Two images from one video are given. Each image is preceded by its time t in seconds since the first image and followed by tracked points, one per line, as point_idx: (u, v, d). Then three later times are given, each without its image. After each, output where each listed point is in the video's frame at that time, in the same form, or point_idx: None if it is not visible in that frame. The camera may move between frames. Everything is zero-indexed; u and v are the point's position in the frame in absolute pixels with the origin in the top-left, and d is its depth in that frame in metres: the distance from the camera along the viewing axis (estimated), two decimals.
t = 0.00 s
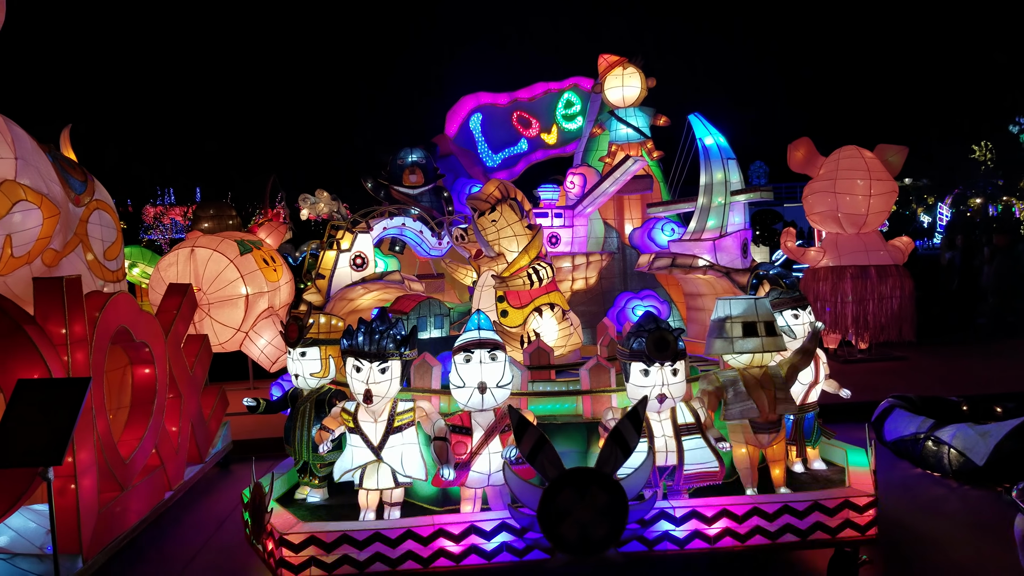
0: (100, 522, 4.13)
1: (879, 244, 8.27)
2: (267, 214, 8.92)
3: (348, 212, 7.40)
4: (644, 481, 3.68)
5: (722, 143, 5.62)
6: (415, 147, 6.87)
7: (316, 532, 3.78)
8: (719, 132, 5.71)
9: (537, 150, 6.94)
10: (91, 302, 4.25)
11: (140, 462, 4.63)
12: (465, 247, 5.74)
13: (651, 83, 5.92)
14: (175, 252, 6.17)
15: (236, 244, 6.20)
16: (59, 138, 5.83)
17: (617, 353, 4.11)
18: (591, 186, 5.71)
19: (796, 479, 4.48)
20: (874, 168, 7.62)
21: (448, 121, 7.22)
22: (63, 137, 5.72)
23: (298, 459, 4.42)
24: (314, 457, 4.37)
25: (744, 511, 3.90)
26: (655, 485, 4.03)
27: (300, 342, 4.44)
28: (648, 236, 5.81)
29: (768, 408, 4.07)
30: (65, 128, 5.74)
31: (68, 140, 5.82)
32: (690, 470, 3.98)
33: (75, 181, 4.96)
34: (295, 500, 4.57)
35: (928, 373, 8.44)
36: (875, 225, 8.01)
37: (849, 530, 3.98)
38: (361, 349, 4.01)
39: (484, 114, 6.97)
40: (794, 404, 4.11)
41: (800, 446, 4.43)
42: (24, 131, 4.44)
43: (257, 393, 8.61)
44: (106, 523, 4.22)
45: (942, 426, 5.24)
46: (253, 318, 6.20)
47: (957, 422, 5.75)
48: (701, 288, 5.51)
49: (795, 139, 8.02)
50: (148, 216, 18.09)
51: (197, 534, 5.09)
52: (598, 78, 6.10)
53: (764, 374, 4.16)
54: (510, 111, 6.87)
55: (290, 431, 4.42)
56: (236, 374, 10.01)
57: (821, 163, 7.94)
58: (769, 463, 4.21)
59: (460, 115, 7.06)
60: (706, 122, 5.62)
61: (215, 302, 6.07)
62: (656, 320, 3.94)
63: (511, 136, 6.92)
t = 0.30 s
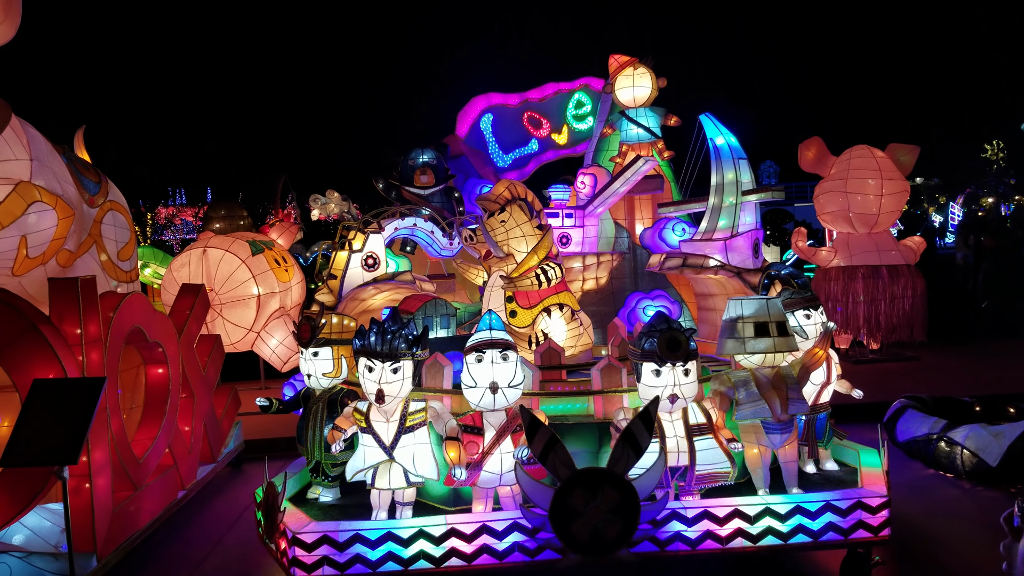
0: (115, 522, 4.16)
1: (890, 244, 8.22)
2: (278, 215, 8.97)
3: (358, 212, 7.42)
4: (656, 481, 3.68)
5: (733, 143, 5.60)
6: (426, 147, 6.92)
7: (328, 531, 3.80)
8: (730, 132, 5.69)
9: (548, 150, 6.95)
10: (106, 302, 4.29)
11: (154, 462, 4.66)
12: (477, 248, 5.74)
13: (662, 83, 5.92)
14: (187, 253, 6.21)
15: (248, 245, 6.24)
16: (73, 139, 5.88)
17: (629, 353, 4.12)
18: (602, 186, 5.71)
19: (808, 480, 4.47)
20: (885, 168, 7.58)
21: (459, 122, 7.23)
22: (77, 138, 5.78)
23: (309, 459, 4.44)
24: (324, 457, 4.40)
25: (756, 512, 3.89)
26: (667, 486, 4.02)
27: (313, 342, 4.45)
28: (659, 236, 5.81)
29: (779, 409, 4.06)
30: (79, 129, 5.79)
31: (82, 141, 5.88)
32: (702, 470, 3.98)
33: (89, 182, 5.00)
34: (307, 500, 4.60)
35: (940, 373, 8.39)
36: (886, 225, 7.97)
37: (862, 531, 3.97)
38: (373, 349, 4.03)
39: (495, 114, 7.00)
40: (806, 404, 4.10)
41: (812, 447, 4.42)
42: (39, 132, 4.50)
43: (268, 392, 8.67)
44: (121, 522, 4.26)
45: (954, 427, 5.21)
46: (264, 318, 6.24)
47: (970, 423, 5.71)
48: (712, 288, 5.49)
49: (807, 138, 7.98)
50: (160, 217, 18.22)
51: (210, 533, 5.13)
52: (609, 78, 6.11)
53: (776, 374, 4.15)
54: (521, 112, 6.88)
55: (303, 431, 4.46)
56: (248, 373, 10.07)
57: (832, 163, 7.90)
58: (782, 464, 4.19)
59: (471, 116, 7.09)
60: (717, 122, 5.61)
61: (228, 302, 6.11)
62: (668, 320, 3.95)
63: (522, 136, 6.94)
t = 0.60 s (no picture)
0: (127, 518, 4.19)
1: (900, 243, 8.17)
2: (287, 214, 9.01)
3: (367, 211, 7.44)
4: (666, 480, 3.67)
5: (743, 141, 5.54)
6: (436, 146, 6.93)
7: (340, 528, 3.81)
8: (740, 130, 5.65)
9: (557, 148, 6.97)
10: (118, 300, 4.32)
11: (165, 459, 4.69)
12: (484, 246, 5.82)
13: (672, 81, 5.92)
14: (198, 252, 6.25)
15: (258, 243, 6.27)
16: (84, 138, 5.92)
17: (639, 351, 4.11)
18: (612, 184, 5.71)
19: (818, 478, 4.46)
20: (896, 166, 7.53)
21: (468, 121, 7.24)
22: (89, 138, 5.82)
23: (320, 457, 4.43)
24: (336, 454, 4.39)
25: (767, 510, 3.89)
26: (677, 483, 4.02)
27: (323, 340, 4.47)
28: (669, 234, 5.81)
29: (790, 407, 4.04)
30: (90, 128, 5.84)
31: (93, 139, 5.91)
32: (712, 469, 3.98)
33: (100, 181, 5.04)
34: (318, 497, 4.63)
35: (950, 372, 8.34)
36: (897, 224, 7.92)
37: (873, 529, 3.95)
38: (384, 347, 4.04)
39: (504, 113, 6.99)
40: (816, 403, 4.09)
41: (823, 445, 4.41)
42: (51, 131, 4.53)
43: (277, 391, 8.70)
44: (133, 518, 4.28)
45: (966, 426, 5.17)
46: (274, 317, 6.26)
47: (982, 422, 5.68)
48: (723, 287, 5.50)
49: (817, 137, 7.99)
50: (170, 216, 18.32)
51: (221, 530, 5.15)
52: (619, 77, 6.11)
53: (786, 372, 4.14)
54: (530, 110, 6.88)
55: (314, 428, 4.44)
56: (258, 372, 10.12)
57: (843, 162, 7.86)
58: (793, 462, 4.18)
59: (480, 116, 7.08)
60: (727, 120, 5.56)
61: (238, 301, 6.14)
62: (678, 319, 3.95)
63: (531, 135, 6.95)
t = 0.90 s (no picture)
0: (134, 515, 4.20)
1: (908, 240, 8.13)
2: (294, 213, 9.03)
3: (374, 210, 7.43)
4: (674, 477, 3.67)
5: (751, 138, 5.55)
6: (442, 144, 6.98)
7: (347, 525, 3.81)
8: (748, 127, 5.66)
9: (563, 146, 6.93)
10: (126, 298, 4.34)
11: (172, 456, 4.71)
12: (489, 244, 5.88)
13: (679, 78, 5.89)
14: (205, 250, 6.27)
15: (265, 241, 6.28)
16: (92, 136, 5.95)
17: (646, 349, 4.10)
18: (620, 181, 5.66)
19: (826, 475, 4.44)
20: (903, 162, 7.49)
21: (475, 117, 7.26)
22: (96, 136, 5.84)
23: (327, 454, 4.44)
24: (342, 451, 4.39)
25: (773, 507, 3.90)
26: (683, 481, 4.02)
27: (330, 337, 4.51)
28: (675, 232, 5.86)
29: (797, 405, 4.03)
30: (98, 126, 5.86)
31: (101, 137, 5.93)
32: (720, 466, 3.94)
33: (108, 179, 5.06)
34: (324, 494, 4.63)
35: (959, 371, 8.29)
36: (905, 222, 7.88)
37: (882, 527, 3.93)
38: (391, 344, 4.04)
39: (511, 110, 6.99)
40: (824, 400, 4.08)
41: (830, 442, 4.39)
42: (59, 129, 4.55)
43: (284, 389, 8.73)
44: (141, 515, 4.30)
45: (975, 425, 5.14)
46: (281, 315, 6.29)
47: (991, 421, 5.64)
48: (730, 284, 5.51)
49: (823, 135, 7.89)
50: (177, 215, 18.41)
51: (228, 528, 5.16)
52: (626, 74, 6.09)
53: (794, 370, 4.12)
54: (537, 107, 6.90)
55: (320, 426, 4.46)
56: (265, 370, 10.14)
57: (850, 159, 7.80)
58: (800, 460, 4.16)
59: (487, 113, 7.13)
60: (735, 117, 5.58)
61: (244, 299, 6.16)
62: (685, 316, 3.93)
63: (538, 132, 6.96)
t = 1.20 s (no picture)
0: (141, 513, 4.22)
1: (915, 241, 8.11)
2: (301, 213, 9.06)
3: (379, 210, 7.44)
4: (678, 477, 3.66)
5: (757, 138, 5.55)
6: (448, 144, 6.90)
7: (352, 524, 3.83)
8: (753, 127, 5.65)
9: (569, 146, 6.99)
10: (132, 298, 4.35)
11: (178, 455, 4.73)
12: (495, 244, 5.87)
13: (684, 80, 5.89)
14: (211, 250, 6.30)
15: (271, 242, 6.29)
16: (99, 136, 5.99)
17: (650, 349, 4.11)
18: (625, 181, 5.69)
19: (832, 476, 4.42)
20: (911, 163, 7.42)
21: (480, 117, 7.22)
22: (104, 136, 5.88)
23: (333, 454, 4.45)
24: (347, 451, 4.40)
25: (779, 508, 3.89)
26: (688, 481, 4.01)
27: (336, 337, 4.51)
28: (681, 232, 5.88)
29: (803, 405, 4.02)
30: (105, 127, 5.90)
31: (108, 138, 5.97)
32: (725, 467, 3.94)
33: (114, 178, 5.09)
34: (330, 493, 4.65)
35: (966, 372, 8.25)
36: (912, 222, 7.84)
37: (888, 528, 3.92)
38: (396, 344, 4.05)
39: (516, 111, 7.00)
40: (830, 401, 4.06)
41: (836, 443, 4.37)
42: (66, 129, 4.57)
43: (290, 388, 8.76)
44: (147, 514, 4.32)
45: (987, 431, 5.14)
46: (287, 314, 6.31)
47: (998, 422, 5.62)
48: (735, 284, 5.52)
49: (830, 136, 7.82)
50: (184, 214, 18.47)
51: (235, 527, 5.18)
52: (632, 75, 6.09)
53: (799, 370, 4.11)
54: (542, 108, 6.90)
55: (326, 425, 4.49)
56: (272, 369, 10.17)
57: (856, 159, 7.73)
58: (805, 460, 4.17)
59: (493, 112, 7.08)
60: (740, 116, 5.57)
61: (251, 299, 6.19)
62: (690, 316, 3.93)
63: (543, 132, 6.96)
